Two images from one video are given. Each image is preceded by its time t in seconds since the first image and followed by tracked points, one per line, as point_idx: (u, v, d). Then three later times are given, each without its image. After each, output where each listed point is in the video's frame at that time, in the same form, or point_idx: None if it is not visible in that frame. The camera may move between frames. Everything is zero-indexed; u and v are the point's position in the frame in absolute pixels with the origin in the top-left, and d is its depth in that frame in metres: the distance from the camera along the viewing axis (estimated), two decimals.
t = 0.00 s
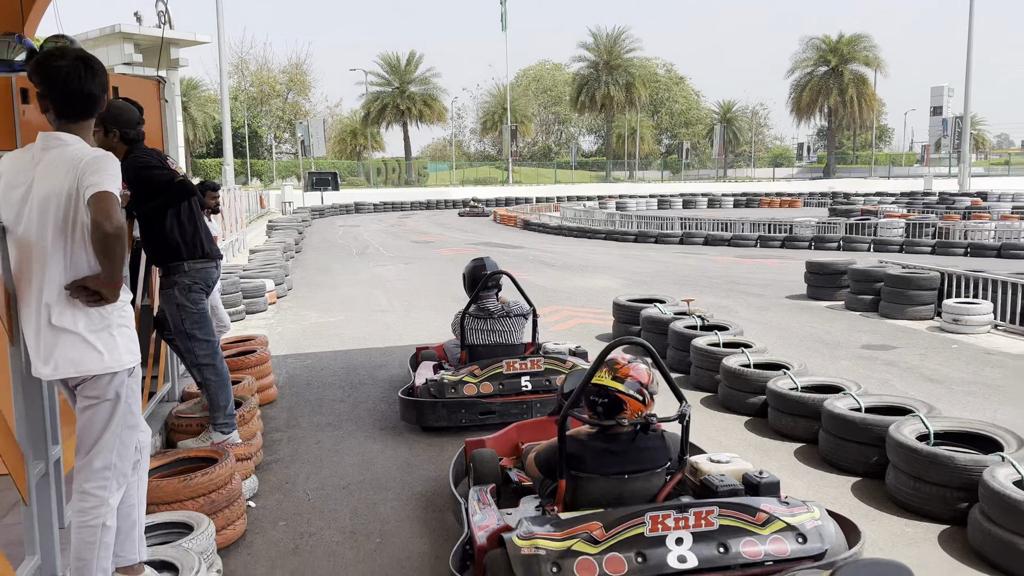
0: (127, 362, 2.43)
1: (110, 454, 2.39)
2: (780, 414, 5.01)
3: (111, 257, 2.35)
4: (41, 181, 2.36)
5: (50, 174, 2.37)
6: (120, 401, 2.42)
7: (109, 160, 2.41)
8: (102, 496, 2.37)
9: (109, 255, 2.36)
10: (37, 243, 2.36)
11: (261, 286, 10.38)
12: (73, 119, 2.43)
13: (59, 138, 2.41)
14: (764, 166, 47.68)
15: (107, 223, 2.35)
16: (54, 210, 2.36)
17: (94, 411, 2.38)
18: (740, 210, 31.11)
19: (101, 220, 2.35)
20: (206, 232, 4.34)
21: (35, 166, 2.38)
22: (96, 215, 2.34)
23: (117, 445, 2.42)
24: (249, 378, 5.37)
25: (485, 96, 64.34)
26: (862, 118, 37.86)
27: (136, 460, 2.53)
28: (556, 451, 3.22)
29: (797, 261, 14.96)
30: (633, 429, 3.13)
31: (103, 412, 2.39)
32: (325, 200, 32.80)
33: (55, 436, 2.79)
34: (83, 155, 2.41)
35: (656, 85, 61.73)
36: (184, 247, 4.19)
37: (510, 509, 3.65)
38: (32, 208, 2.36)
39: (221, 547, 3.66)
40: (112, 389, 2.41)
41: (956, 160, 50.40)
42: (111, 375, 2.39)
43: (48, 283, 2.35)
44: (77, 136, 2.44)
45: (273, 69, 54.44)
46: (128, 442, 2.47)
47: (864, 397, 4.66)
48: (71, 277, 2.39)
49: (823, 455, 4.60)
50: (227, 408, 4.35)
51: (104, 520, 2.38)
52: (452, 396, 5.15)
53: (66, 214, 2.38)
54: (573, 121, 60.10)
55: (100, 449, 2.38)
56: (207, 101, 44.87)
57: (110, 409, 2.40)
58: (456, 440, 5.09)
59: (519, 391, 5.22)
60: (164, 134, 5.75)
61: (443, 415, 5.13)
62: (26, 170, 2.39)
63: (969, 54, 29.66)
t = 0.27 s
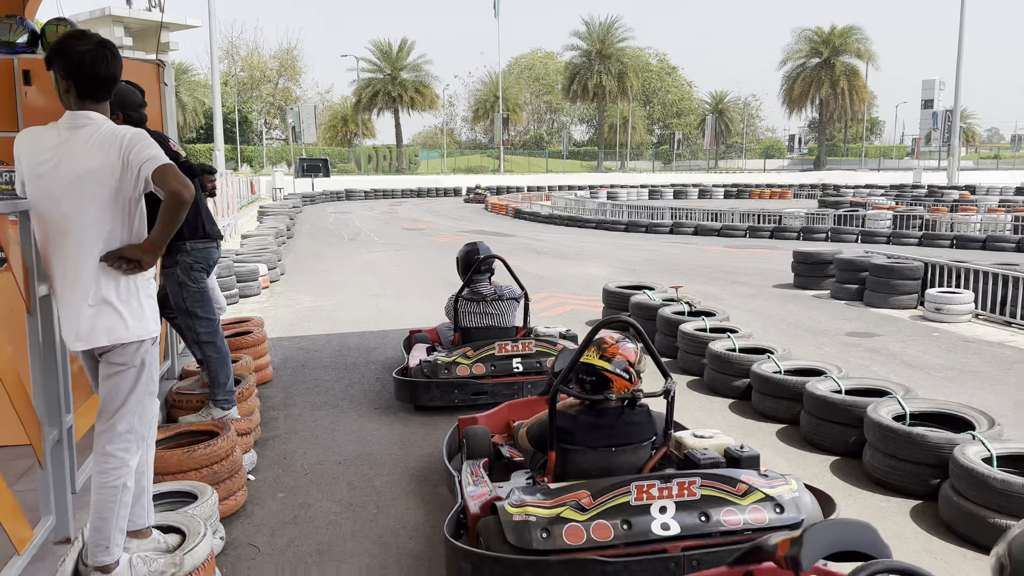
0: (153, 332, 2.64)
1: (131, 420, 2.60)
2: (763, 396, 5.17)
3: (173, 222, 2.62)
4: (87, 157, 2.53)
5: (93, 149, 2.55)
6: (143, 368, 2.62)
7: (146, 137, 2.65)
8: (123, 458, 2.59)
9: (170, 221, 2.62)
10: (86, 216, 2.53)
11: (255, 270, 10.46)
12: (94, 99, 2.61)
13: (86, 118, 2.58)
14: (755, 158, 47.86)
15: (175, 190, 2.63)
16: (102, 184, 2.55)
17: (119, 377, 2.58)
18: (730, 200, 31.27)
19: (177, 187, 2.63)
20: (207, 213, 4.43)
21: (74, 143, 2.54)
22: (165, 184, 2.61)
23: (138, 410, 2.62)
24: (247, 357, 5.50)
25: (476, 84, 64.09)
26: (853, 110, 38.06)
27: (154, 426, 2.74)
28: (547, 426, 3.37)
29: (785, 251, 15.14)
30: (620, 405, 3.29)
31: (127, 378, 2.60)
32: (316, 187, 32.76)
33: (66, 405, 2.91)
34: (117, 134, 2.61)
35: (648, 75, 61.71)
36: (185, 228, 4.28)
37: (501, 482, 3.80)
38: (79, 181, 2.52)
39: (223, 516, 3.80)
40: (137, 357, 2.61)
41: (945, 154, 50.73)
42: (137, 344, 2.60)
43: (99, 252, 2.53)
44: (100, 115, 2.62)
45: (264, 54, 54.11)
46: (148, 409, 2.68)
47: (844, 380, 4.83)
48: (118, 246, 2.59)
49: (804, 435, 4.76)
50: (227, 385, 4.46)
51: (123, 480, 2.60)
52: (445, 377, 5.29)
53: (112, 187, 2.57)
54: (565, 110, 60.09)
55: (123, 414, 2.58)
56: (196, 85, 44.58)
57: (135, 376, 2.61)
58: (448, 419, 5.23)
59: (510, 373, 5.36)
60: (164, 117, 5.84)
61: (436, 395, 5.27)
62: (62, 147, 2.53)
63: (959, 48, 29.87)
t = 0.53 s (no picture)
0: (161, 307, 2.80)
1: (140, 391, 2.76)
2: (748, 379, 5.32)
3: (179, 198, 2.73)
4: (98, 138, 2.68)
5: (105, 131, 2.70)
6: (152, 340, 2.78)
7: (155, 115, 2.79)
8: (130, 428, 2.75)
9: (177, 198, 2.74)
10: (100, 195, 2.69)
11: (249, 254, 10.55)
12: (107, 81, 2.75)
13: (100, 99, 2.73)
14: (747, 148, 48.05)
15: (180, 167, 2.73)
16: (114, 164, 2.70)
17: (129, 349, 2.74)
18: (722, 190, 31.40)
19: (179, 164, 2.72)
20: (208, 195, 4.51)
21: (87, 124, 2.69)
22: (169, 162, 2.72)
23: (147, 381, 2.78)
24: (244, 337, 5.61)
25: (470, 71, 63.90)
26: (846, 101, 38.17)
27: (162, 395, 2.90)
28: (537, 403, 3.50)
29: (774, 240, 15.30)
30: (606, 382, 3.42)
31: (137, 349, 2.75)
32: (309, 173, 32.71)
33: (76, 377, 3.04)
34: (128, 114, 2.75)
35: (642, 63, 61.62)
36: (186, 210, 4.37)
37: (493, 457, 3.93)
38: (93, 162, 2.68)
39: (223, 489, 3.93)
40: (146, 330, 2.77)
41: (936, 146, 51.00)
42: (146, 317, 2.76)
43: (112, 230, 2.70)
44: (113, 96, 2.77)
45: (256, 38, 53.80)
46: (156, 379, 2.83)
47: (827, 363, 4.98)
48: (129, 223, 2.75)
49: (786, 416, 4.92)
50: (226, 363, 4.58)
51: (132, 448, 2.77)
52: (439, 358, 5.42)
53: (123, 167, 2.73)
54: (558, 98, 60.01)
55: (132, 385, 2.74)
56: (188, 69, 44.29)
57: (143, 348, 2.76)
58: (441, 399, 5.36)
59: (502, 354, 5.49)
60: (163, 101, 5.92)
61: (430, 375, 5.40)
62: (77, 129, 2.69)
63: (952, 41, 30.02)
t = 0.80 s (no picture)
0: (161, 290, 2.87)
1: (140, 372, 2.83)
2: (739, 370, 5.41)
3: (171, 187, 2.78)
4: (100, 127, 2.75)
5: (107, 120, 2.76)
6: (153, 323, 2.85)
7: (156, 106, 2.83)
8: (132, 408, 2.82)
9: (170, 186, 2.79)
10: (100, 182, 2.76)
11: (247, 245, 10.61)
12: (113, 73, 2.81)
13: (104, 90, 2.79)
14: (744, 144, 48.13)
15: (172, 158, 2.77)
16: (114, 153, 2.77)
17: (131, 331, 2.81)
18: (718, 185, 31.49)
19: (172, 155, 2.76)
20: (208, 186, 4.59)
21: (91, 114, 2.77)
22: (162, 152, 2.76)
23: (148, 363, 2.85)
24: (243, 326, 5.69)
25: (468, 65, 63.86)
26: (842, 97, 38.26)
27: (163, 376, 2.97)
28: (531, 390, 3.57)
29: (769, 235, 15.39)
30: (597, 369, 3.48)
31: (138, 332, 2.82)
32: (306, 165, 32.73)
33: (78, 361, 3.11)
34: (129, 104, 2.81)
35: (641, 58, 61.57)
36: (187, 199, 4.45)
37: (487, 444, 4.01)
38: (95, 151, 2.75)
39: (222, 473, 4.02)
40: (147, 313, 2.84)
41: (932, 143, 51.15)
42: (147, 301, 2.83)
43: (110, 217, 2.77)
44: (117, 87, 2.83)
45: (254, 31, 53.72)
46: (158, 362, 2.90)
47: (816, 354, 5.06)
48: (128, 211, 2.82)
49: (775, 406, 5.01)
50: (224, 351, 4.61)
51: (134, 428, 2.85)
52: (435, 348, 5.50)
53: (123, 156, 2.79)
54: (556, 92, 60.02)
55: (133, 366, 2.81)
56: (185, 61, 44.20)
57: (144, 330, 2.83)
58: (437, 388, 5.44)
59: (497, 344, 5.57)
60: (163, 91, 5.99)
61: (426, 365, 5.48)
62: (81, 119, 2.77)
63: (948, 37, 30.10)
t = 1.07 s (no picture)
0: (161, 283, 2.96)
1: (142, 363, 2.92)
2: (727, 367, 5.51)
3: (163, 184, 2.87)
4: (97, 126, 2.85)
5: (106, 119, 2.87)
6: (153, 315, 2.94)
7: (150, 105, 2.91)
8: (133, 397, 2.92)
9: (163, 182, 2.88)
10: (100, 179, 2.87)
11: (245, 245, 10.72)
12: (113, 75, 2.91)
13: (103, 90, 2.90)
14: (741, 147, 48.31)
15: (161, 156, 2.85)
16: (112, 151, 2.87)
17: (132, 323, 2.91)
18: (716, 188, 31.62)
19: (161, 152, 2.85)
20: (206, 184, 4.67)
21: (89, 114, 2.87)
22: (152, 149, 2.85)
23: (149, 354, 2.95)
24: (240, 323, 5.79)
25: (467, 67, 64.05)
26: (840, 100, 38.42)
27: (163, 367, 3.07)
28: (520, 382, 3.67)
29: (765, 237, 15.50)
30: (584, 362, 3.58)
31: (139, 324, 2.92)
32: (305, 167, 32.86)
33: (80, 353, 3.20)
34: (126, 103, 2.91)
35: (640, 61, 61.71)
36: (186, 197, 4.52)
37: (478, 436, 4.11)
38: (94, 148, 2.86)
39: (219, 464, 4.12)
40: (147, 305, 2.94)
41: (929, 146, 51.33)
42: (148, 293, 2.92)
43: (109, 213, 2.88)
44: (116, 87, 2.92)
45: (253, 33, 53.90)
46: (159, 352, 3.00)
47: (802, 351, 5.16)
48: (127, 206, 2.92)
49: (762, 402, 5.11)
50: (222, 345, 4.74)
51: (135, 417, 2.95)
52: (429, 344, 5.60)
53: (119, 154, 2.89)
54: (554, 95, 60.19)
55: (135, 357, 2.91)
56: (185, 63, 44.35)
57: (145, 322, 2.93)
58: (431, 384, 5.54)
59: (490, 341, 5.67)
60: (162, 91, 6.09)
61: (420, 361, 5.58)
62: (81, 119, 2.88)
63: (945, 41, 30.25)
